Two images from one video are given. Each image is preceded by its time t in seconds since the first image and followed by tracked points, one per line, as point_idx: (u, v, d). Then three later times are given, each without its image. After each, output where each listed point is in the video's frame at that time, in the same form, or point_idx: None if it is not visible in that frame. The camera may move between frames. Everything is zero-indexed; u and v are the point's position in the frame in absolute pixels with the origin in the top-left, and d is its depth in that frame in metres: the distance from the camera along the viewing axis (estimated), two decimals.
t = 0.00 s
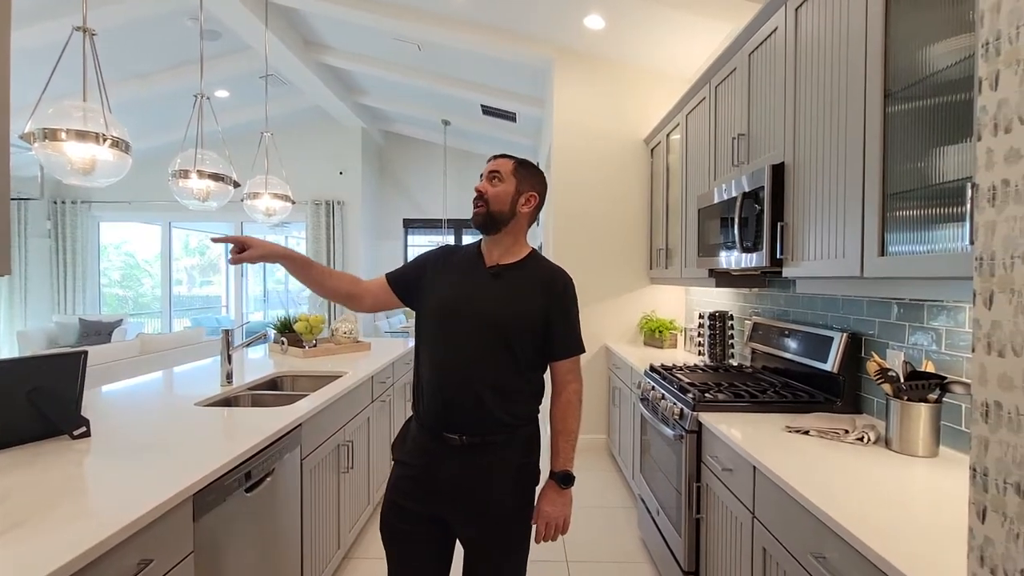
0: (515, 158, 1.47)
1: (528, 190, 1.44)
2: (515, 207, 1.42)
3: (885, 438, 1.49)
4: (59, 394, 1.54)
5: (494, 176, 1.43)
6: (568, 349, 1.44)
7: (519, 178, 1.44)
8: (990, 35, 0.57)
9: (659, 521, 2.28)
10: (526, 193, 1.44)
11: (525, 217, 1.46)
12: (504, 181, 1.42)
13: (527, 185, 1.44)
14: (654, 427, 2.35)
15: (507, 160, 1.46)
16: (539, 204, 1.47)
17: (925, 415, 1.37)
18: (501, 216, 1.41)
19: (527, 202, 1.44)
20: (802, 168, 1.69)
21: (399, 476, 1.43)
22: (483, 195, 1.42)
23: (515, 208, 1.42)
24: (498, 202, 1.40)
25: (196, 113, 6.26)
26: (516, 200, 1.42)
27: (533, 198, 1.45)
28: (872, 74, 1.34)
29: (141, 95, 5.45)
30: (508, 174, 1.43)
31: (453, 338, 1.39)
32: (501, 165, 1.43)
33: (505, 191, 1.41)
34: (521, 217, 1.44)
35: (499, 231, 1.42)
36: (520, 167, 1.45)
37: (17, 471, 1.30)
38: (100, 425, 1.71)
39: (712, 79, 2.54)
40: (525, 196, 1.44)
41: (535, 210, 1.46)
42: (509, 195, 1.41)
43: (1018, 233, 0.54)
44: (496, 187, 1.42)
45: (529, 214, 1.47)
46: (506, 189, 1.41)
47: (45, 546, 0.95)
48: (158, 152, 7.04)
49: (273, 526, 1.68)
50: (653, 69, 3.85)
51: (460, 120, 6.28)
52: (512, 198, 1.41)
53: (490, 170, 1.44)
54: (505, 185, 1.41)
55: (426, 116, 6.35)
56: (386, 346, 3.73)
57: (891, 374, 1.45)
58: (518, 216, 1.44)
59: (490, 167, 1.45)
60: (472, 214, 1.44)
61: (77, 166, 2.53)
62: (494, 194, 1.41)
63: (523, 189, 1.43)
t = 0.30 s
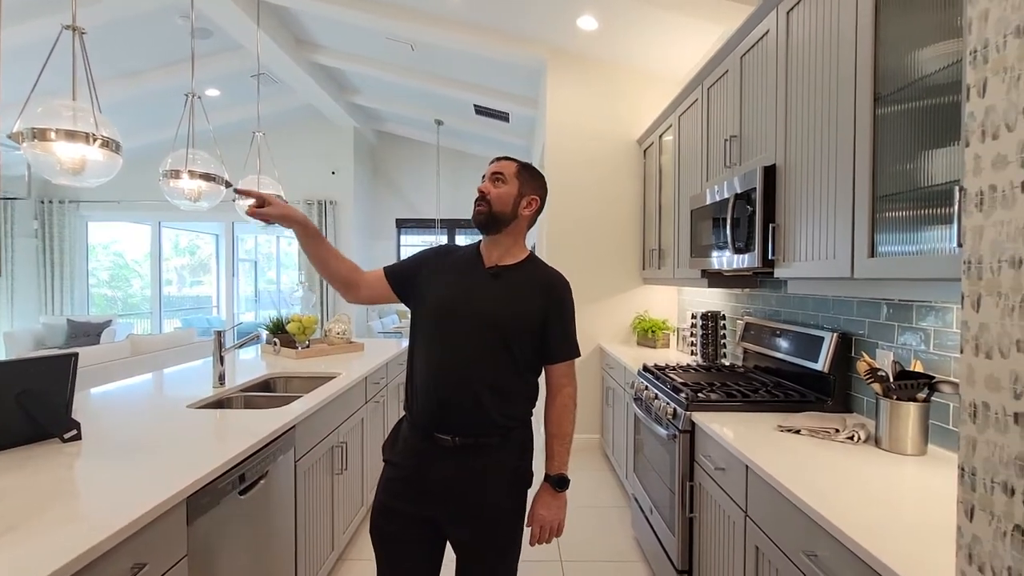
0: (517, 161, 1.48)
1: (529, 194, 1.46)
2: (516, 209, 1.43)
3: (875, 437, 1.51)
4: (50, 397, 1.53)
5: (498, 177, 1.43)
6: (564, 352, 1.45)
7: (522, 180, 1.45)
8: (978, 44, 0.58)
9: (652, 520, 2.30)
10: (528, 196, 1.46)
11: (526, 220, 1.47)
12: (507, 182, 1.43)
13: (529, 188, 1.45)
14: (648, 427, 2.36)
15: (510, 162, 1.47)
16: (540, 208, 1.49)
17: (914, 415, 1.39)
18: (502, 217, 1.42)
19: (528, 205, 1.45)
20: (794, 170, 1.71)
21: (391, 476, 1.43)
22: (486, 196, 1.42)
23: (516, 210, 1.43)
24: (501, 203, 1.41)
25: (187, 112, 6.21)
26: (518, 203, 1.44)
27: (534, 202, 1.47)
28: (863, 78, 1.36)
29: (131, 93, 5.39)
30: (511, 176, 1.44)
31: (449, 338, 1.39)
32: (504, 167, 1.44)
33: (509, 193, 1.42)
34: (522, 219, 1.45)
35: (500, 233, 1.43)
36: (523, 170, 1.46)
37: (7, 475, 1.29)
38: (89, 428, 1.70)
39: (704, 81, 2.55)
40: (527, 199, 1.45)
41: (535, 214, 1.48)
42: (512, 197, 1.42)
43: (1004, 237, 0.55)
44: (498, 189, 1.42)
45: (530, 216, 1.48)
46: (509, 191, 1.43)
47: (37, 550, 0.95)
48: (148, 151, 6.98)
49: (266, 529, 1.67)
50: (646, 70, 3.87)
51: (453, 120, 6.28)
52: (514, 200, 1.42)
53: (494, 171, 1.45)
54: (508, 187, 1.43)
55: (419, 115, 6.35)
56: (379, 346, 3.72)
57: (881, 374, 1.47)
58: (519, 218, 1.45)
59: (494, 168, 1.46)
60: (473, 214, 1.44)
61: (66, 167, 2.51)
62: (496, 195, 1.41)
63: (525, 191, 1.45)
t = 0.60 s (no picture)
0: (520, 167, 1.49)
1: (532, 200, 1.47)
2: (520, 215, 1.45)
3: (868, 438, 1.53)
4: (47, 401, 1.53)
5: (502, 182, 1.44)
6: (563, 355, 1.47)
7: (526, 187, 1.46)
8: (970, 58, 0.60)
9: (649, 521, 2.31)
10: (530, 202, 1.48)
11: (528, 225, 1.49)
12: (512, 188, 1.44)
13: (533, 194, 1.47)
14: (644, 428, 2.37)
15: (513, 167, 1.48)
16: (540, 214, 1.51)
17: (906, 416, 1.41)
18: (506, 222, 1.43)
19: (531, 210, 1.47)
20: (788, 174, 1.73)
21: (390, 479, 1.43)
22: (490, 200, 1.43)
23: (520, 216, 1.45)
24: (506, 209, 1.42)
25: (183, 112, 6.19)
26: (522, 209, 1.45)
27: (536, 208, 1.49)
28: (856, 84, 1.38)
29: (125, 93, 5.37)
30: (515, 181, 1.45)
31: (450, 341, 1.39)
32: (508, 173, 1.45)
33: (513, 199, 1.43)
34: (524, 225, 1.47)
35: (503, 237, 1.45)
36: (526, 176, 1.48)
37: (3, 481, 1.29)
38: (86, 431, 1.69)
39: (700, 84, 2.57)
40: (530, 205, 1.47)
41: (537, 219, 1.50)
42: (516, 202, 1.43)
43: (995, 247, 0.57)
44: (503, 194, 1.43)
45: (530, 222, 1.50)
46: (514, 197, 1.44)
47: (37, 556, 0.95)
48: (142, 152, 6.95)
49: (265, 532, 1.67)
50: (642, 72, 3.88)
51: (449, 121, 6.29)
52: (518, 206, 1.44)
53: (498, 176, 1.45)
54: (513, 192, 1.44)
55: (415, 116, 6.35)
56: (376, 348, 3.72)
57: (874, 375, 1.48)
58: (522, 224, 1.47)
59: (497, 173, 1.46)
60: (476, 217, 1.44)
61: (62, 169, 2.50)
62: (501, 200, 1.42)
63: (529, 197, 1.46)
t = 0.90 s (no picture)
0: (521, 177, 1.51)
1: (533, 210, 1.50)
2: (522, 225, 1.47)
3: (866, 445, 1.54)
4: (48, 410, 1.54)
5: (505, 192, 1.45)
6: (565, 361, 1.49)
7: (527, 197, 1.49)
8: (962, 78, 0.62)
9: (649, 527, 2.32)
10: (531, 212, 1.50)
11: (527, 234, 1.52)
12: (515, 199, 1.46)
13: (534, 204, 1.50)
14: (644, 435, 2.38)
15: (514, 178, 1.50)
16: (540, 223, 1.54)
17: (903, 423, 1.43)
18: (509, 232, 1.45)
19: (531, 221, 1.50)
20: (786, 182, 1.75)
21: (397, 487, 1.44)
22: (493, 210, 1.44)
23: (522, 226, 1.47)
24: (509, 219, 1.44)
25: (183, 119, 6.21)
26: (524, 219, 1.47)
27: (536, 218, 1.51)
28: (852, 96, 1.40)
29: (124, 99, 5.39)
30: (517, 192, 1.47)
31: (455, 349, 1.41)
32: (511, 183, 1.47)
33: (516, 209, 1.45)
34: (525, 235, 1.49)
35: (505, 246, 1.46)
36: (527, 186, 1.50)
37: (5, 491, 1.29)
38: (87, 440, 1.69)
39: (697, 93, 2.60)
40: (531, 214, 1.50)
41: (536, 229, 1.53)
42: (519, 213, 1.45)
43: (988, 263, 0.58)
44: (506, 204, 1.45)
45: (530, 232, 1.52)
46: (516, 207, 1.46)
47: (42, 566, 0.95)
48: (142, 157, 6.97)
49: (267, 538, 1.68)
50: (640, 80, 3.92)
51: (448, 128, 6.32)
52: (521, 216, 1.46)
53: (501, 187, 1.46)
54: (516, 203, 1.46)
55: (414, 123, 6.38)
56: (375, 354, 3.72)
57: (871, 383, 1.50)
58: (523, 233, 1.49)
59: (499, 183, 1.48)
60: (479, 227, 1.45)
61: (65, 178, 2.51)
62: (505, 210, 1.44)
63: (530, 208, 1.49)
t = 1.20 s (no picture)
0: (518, 192, 1.53)
1: (530, 224, 1.52)
2: (520, 239, 1.49)
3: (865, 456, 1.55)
4: (52, 421, 1.55)
5: (504, 207, 1.47)
6: (564, 369, 1.51)
7: (525, 212, 1.51)
8: (952, 101, 0.64)
9: (650, 538, 2.31)
10: (528, 226, 1.52)
11: (524, 248, 1.54)
12: (513, 213, 1.48)
13: (531, 219, 1.52)
14: (644, 446, 2.39)
15: (511, 193, 1.52)
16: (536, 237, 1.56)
17: (901, 434, 1.44)
18: (508, 246, 1.47)
19: (529, 235, 1.52)
20: (783, 195, 1.77)
21: (403, 500, 1.44)
22: (492, 224, 1.46)
23: (520, 240, 1.49)
24: (508, 233, 1.46)
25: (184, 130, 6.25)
26: (522, 233, 1.49)
27: (533, 232, 1.54)
28: (846, 110, 1.43)
29: (126, 110, 5.43)
30: (515, 206, 1.49)
31: (457, 360, 1.42)
32: (509, 198, 1.49)
33: (514, 223, 1.47)
34: (522, 249, 1.51)
35: (504, 260, 1.48)
36: (524, 201, 1.52)
37: (7, 504, 1.29)
38: (88, 451, 1.70)
39: (695, 107, 2.64)
40: (528, 228, 1.52)
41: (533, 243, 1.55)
42: (517, 227, 1.47)
43: (980, 280, 0.60)
44: (505, 218, 1.47)
45: (527, 246, 1.55)
46: (515, 221, 1.48)
47: None
48: (143, 169, 7.02)
49: (268, 550, 1.68)
50: (638, 92, 3.96)
51: (448, 139, 6.35)
52: (519, 230, 1.48)
53: (500, 201, 1.48)
54: (514, 217, 1.48)
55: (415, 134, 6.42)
56: (375, 365, 3.73)
57: (869, 395, 1.51)
58: (520, 247, 1.51)
59: (498, 198, 1.49)
60: (478, 240, 1.47)
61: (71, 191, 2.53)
62: (503, 225, 1.46)
63: (528, 222, 1.51)
